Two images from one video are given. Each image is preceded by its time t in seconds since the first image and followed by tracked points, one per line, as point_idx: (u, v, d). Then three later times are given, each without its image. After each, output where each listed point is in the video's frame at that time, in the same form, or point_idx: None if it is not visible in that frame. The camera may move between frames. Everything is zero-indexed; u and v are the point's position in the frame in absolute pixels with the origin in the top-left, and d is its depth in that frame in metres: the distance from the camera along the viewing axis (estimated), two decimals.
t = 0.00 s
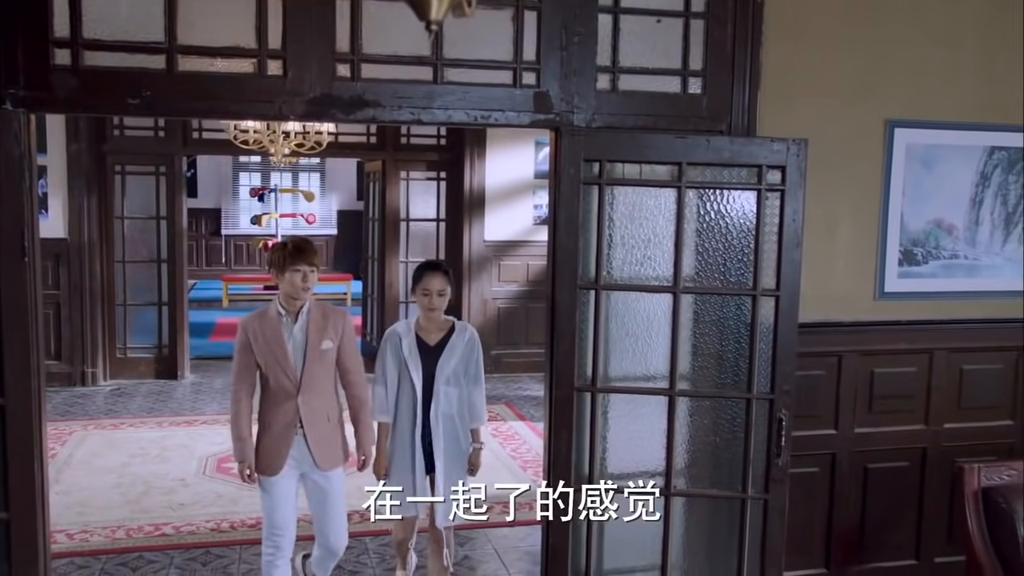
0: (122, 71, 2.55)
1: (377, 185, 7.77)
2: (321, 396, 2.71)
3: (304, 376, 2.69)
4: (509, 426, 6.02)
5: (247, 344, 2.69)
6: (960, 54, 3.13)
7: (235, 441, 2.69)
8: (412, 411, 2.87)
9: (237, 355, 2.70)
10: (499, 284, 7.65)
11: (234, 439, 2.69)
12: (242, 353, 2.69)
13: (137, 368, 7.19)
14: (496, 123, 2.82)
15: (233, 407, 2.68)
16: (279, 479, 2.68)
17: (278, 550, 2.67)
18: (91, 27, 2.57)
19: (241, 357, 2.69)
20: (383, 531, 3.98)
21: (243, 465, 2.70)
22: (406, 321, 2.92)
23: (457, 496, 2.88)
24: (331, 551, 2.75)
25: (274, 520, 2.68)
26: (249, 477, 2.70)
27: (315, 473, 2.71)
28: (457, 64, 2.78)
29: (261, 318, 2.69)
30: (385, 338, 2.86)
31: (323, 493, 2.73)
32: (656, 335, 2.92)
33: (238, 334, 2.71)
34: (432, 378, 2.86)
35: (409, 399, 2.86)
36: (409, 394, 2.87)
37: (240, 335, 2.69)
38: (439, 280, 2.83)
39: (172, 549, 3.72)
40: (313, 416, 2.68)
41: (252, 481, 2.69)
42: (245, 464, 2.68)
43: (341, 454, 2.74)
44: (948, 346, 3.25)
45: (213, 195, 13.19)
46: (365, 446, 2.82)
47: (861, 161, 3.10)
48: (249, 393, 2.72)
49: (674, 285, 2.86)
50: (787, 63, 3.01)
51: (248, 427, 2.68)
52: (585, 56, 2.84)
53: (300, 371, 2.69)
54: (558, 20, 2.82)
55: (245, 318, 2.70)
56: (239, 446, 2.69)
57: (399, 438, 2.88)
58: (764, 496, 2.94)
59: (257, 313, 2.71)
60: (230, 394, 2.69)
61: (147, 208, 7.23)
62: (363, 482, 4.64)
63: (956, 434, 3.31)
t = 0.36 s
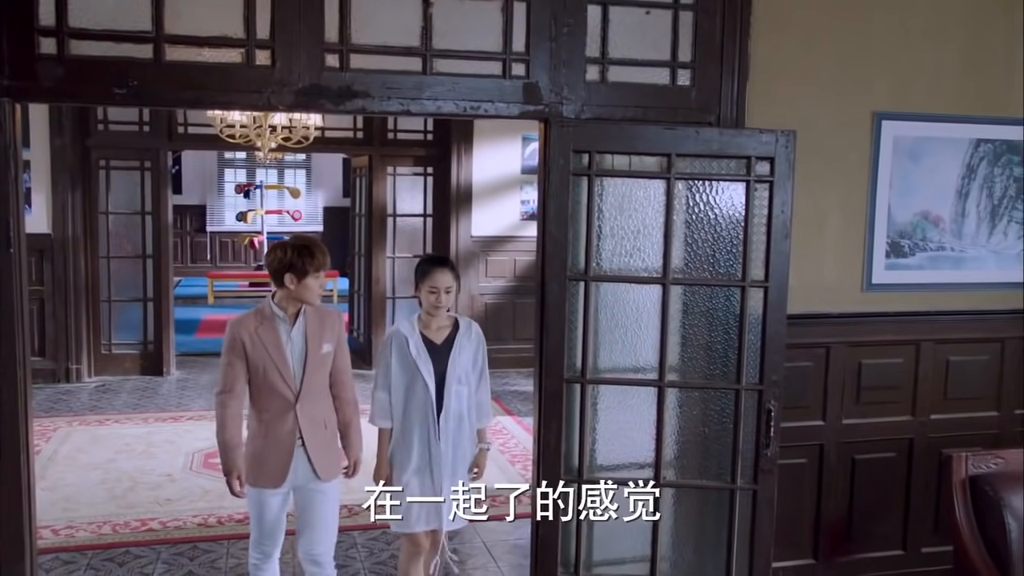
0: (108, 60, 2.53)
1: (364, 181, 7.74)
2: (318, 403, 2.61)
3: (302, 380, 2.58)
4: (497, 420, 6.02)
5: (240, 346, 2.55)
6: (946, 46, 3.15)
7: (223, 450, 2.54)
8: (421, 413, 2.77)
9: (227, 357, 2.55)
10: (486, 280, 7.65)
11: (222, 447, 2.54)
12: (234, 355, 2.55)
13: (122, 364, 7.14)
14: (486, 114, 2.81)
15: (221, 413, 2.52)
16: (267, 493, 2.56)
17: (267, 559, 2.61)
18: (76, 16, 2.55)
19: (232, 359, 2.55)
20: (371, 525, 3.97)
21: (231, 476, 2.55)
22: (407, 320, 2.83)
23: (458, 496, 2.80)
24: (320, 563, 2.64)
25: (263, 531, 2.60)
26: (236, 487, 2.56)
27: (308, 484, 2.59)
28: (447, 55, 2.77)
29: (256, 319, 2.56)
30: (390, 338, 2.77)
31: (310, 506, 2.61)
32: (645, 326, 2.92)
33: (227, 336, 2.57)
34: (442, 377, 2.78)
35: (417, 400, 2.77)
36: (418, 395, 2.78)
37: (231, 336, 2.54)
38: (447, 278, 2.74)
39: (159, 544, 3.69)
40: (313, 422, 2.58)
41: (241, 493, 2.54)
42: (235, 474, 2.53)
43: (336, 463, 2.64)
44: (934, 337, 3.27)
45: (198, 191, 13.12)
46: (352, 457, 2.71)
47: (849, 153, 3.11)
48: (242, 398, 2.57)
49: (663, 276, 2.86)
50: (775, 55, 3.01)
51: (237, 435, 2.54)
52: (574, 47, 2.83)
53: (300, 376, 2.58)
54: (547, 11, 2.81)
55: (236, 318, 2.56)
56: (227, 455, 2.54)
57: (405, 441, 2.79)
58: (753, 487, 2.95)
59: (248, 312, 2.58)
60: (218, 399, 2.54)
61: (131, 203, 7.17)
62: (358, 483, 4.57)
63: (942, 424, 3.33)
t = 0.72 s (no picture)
0: (91, 46, 2.50)
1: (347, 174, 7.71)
2: (332, 408, 2.39)
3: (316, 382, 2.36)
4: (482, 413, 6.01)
5: (250, 339, 2.32)
6: (930, 36, 3.17)
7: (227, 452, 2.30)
8: (427, 415, 2.68)
9: (236, 351, 2.33)
10: (470, 274, 7.64)
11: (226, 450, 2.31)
12: (244, 349, 2.32)
13: (103, 358, 7.08)
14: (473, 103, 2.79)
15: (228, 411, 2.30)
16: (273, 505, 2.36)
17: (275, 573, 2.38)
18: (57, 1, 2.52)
19: (242, 353, 2.32)
20: (357, 517, 3.95)
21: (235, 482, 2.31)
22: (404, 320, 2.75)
23: (462, 493, 2.72)
24: None
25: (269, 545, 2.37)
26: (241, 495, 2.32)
27: (317, 496, 2.38)
28: (433, 42, 2.75)
29: (270, 310, 2.35)
30: (390, 340, 2.69)
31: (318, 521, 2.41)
32: (631, 315, 2.92)
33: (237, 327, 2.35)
34: (447, 376, 2.70)
35: (422, 401, 2.68)
36: (423, 397, 2.69)
37: (242, 327, 2.32)
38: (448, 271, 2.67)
39: (142, 537, 3.66)
40: (325, 429, 2.36)
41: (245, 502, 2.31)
42: (241, 480, 2.29)
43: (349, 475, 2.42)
44: (918, 325, 3.29)
45: (179, 185, 13.02)
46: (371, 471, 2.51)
47: (833, 142, 3.12)
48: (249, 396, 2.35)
49: (650, 265, 2.87)
50: (760, 43, 3.02)
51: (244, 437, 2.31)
52: (560, 36, 2.83)
53: (313, 377, 2.37)
54: None
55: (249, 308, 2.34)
56: (232, 458, 2.30)
57: (412, 446, 2.69)
58: (740, 475, 2.96)
59: (262, 304, 2.37)
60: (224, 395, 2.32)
61: (112, 196, 7.10)
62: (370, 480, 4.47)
63: (925, 412, 3.36)
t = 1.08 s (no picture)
0: (69, 28, 2.46)
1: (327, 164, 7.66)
2: (349, 409, 2.33)
3: (333, 382, 2.31)
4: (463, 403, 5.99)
5: (264, 339, 2.23)
6: (910, 24, 3.19)
7: (244, 461, 2.20)
8: (428, 411, 2.68)
9: (249, 352, 2.23)
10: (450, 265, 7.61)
11: (242, 459, 2.20)
12: (258, 350, 2.23)
13: (80, 351, 7.00)
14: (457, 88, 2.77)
15: (242, 418, 2.20)
16: (301, 516, 2.27)
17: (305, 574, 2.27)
18: None
19: (255, 354, 2.23)
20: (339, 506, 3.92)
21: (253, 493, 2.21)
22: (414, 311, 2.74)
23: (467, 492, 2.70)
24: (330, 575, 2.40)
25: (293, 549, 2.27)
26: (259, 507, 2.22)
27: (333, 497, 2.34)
28: (416, 27, 2.73)
29: (285, 308, 2.27)
30: (396, 335, 2.68)
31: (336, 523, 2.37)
32: (615, 300, 2.92)
33: (248, 327, 2.24)
34: (452, 375, 2.67)
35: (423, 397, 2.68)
36: (427, 393, 2.67)
37: (256, 327, 2.23)
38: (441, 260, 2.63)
39: (122, 528, 3.62)
40: (342, 430, 2.31)
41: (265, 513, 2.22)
42: (260, 491, 2.19)
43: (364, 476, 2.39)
44: (898, 312, 3.32)
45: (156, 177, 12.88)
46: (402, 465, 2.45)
47: (815, 129, 3.14)
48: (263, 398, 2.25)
49: (633, 250, 2.87)
50: (743, 30, 3.02)
51: (260, 445, 2.21)
52: (543, 21, 2.82)
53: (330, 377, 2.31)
54: None
55: (262, 306, 2.25)
56: (251, 468, 2.20)
57: (412, 441, 2.70)
58: (722, 460, 2.98)
59: (274, 302, 2.28)
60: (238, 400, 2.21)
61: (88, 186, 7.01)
62: (368, 469, 4.42)
63: (905, 398, 3.38)
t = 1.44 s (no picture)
0: (29, 12, 2.41)
1: (292, 159, 7.59)
2: (369, 414, 2.12)
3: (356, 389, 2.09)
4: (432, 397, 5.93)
5: (280, 351, 1.98)
6: (872, 16, 3.23)
7: (264, 489, 1.94)
8: (451, 413, 2.37)
9: (262, 366, 1.97)
10: (418, 259, 7.56)
11: (262, 488, 1.94)
12: (271, 361, 1.97)
13: (39, 348, 6.86)
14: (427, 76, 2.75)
15: (261, 441, 1.94)
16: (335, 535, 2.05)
17: None
18: None
19: (270, 368, 1.97)
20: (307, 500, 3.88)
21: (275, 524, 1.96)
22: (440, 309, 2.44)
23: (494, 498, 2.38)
24: None
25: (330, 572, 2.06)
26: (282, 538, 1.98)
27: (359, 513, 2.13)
28: (385, 14, 2.71)
29: (297, 314, 2.02)
30: (421, 328, 2.39)
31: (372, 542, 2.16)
32: (585, 289, 2.93)
33: (257, 339, 1.98)
34: (481, 372, 2.37)
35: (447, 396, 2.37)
36: (452, 391, 2.37)
37: (269, 338, 1.97)
38: (475, 253, 2.32)
39: (86, 524, 3.55)
40: (366, 439, 2.10)
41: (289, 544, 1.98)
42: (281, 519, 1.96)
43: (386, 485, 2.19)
44: (863, 300, 3.36)
45: (117, 173, 12.66)
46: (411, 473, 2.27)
47: (781, 120, 3.17)
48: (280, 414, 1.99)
49: (602, 239, 2.88)
50: (710, 20, 3.04)
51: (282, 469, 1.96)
52: (512, 9, 2.81)
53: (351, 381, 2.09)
54: None
55: (272, 315, 1.99)
56: (269, 495, 1.95)
57: (434, 447, 2.38)
58: (692, 447, 2.99)
59: (284, 308, 2.02)
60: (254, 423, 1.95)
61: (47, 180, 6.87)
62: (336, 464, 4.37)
63: (870, 385, 3.43)
